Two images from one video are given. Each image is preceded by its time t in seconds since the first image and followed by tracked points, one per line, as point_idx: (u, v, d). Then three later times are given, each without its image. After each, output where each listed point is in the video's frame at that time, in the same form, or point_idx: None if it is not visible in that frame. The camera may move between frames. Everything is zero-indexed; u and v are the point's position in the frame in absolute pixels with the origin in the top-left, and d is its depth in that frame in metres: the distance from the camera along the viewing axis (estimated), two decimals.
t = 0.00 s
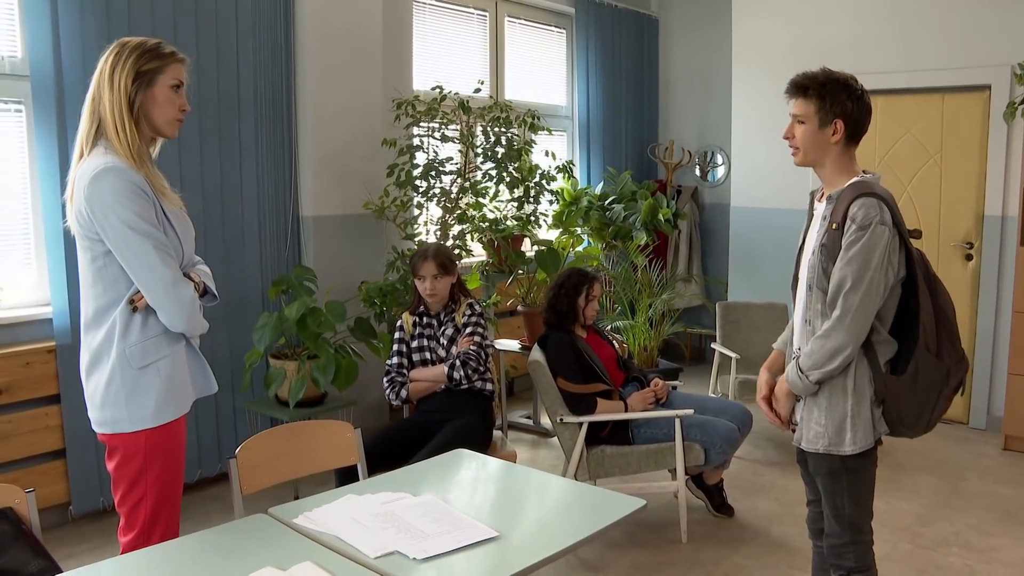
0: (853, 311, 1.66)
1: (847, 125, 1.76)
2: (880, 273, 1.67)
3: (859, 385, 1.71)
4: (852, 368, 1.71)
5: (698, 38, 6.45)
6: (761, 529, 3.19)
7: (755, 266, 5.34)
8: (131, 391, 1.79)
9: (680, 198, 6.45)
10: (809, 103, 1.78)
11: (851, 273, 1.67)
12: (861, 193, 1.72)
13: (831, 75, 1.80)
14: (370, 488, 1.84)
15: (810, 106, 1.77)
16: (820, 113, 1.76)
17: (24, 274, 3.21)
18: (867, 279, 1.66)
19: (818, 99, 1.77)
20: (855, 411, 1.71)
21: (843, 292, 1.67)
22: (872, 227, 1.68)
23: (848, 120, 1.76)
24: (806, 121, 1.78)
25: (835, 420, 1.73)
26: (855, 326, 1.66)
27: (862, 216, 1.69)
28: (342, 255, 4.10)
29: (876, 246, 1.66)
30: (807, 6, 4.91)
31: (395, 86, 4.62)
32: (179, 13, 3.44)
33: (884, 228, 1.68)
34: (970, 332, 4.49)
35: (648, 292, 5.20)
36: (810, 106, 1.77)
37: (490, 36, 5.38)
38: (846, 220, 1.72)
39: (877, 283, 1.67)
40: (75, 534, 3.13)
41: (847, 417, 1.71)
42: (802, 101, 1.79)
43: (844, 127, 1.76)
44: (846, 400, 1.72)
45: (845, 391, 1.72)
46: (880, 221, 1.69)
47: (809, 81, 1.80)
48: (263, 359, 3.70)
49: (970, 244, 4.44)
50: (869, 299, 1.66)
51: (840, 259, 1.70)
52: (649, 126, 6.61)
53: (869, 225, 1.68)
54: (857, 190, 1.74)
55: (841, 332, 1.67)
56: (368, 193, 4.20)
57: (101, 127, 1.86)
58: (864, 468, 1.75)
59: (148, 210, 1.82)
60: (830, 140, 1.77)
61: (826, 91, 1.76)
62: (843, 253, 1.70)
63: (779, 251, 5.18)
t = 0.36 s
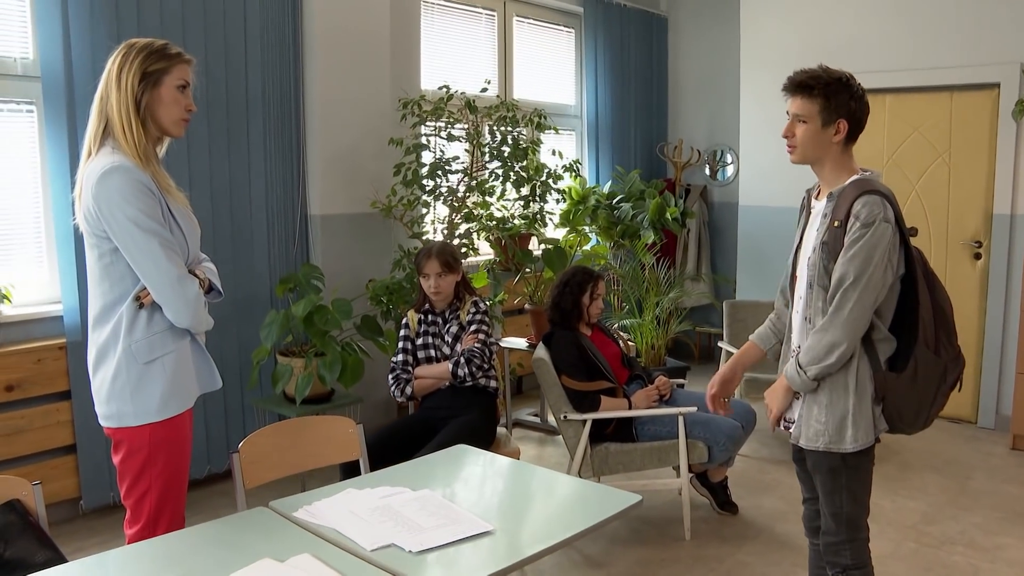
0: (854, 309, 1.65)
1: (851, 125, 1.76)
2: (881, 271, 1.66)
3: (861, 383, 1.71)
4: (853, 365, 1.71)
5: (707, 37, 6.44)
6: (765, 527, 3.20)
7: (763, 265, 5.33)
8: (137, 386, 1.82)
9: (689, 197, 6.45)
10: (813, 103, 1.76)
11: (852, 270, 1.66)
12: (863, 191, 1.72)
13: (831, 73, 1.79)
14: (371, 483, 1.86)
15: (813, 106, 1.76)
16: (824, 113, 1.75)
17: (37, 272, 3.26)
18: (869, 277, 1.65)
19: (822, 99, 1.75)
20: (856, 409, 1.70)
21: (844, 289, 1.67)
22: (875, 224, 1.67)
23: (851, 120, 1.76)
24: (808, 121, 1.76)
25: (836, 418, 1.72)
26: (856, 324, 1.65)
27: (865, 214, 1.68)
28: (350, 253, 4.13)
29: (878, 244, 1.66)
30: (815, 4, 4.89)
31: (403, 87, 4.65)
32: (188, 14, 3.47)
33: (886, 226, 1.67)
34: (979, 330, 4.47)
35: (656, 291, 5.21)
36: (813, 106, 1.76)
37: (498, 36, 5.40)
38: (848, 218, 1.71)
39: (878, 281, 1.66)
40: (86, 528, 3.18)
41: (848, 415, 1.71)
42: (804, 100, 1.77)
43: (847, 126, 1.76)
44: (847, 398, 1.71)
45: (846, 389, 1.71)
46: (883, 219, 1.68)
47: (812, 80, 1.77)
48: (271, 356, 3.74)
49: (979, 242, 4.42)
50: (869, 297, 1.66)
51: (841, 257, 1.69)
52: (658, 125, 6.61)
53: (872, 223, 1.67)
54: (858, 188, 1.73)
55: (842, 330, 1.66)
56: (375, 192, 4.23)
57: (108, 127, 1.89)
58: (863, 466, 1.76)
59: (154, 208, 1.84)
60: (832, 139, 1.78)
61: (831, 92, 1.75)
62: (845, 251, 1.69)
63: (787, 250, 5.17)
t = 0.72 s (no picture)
0: (851, 306, 1.66)
1: (852, 122, 1.77)
2: (879, 269, 1.66)
3: (856, 380, 1.71)
4: (850, 362, 1.71)
5: (715, 34, 6.43)
6: (768, 523, 3.20)
7: (770, 262, 5.32)
8: (141, 380, 1.85)
9: (697, 194, 6.44)
10: (815, 99, 1.76)
11: (851, 268, 1.66)
12: (862, 188, 1.72)
13: (830, 68, 1.79)
14: (370, 476, 1.88)
15: (815, 102, 1.76)
16: (825, 110, 1.76)
17: (46, 269, 3.30)
18: (867, 274, 1.66)
19: (825, 95, 1.75)
20: (851, 406, 1.71)
21: (842, 286, 1.67)
22: (875, 223, 1.67)
23: (852, 116, 1.77)
24: (808, 117, 1.76)
25: (831, 414, 1.73)
26: (852, 321, 1.66)
27: (864, 212, 1.68)
28: (357, 250, 4.15)
29: (879, 242, 1.66)
30: None
31: (410, 85, 4.67)
32: (195, 13, 3.50)
33: (886, 224, 1.68)
34: (987, 327, 4.45)
35: (662, 288, 5.26)
36: (815, 102, 1.76)
37: (505, 33, 5.41)
38: (848, 215, 1.71)
39: (875, 278, 1.66)
40: (95, 521, 3.22)
41: (843, 412, 1.71)
42: (805, 96, 1.77)
43: (847, 123, 1.77)
44: (842, 395, 1.72)
45: (842, 386, 1.72)
46: (882, 217, 1.68)
47: (815, 76, 1.77)
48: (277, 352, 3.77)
49: (986, 239, 4.41)
50: (867, 294, 1.66)
51: (841, 254, 1.69)
52: (666, 122, 6.60)
53: (871, 222, 1.67)
54: (857, 185, 1.73)
55: (838, 326, 1.67)
56: (381, 189, 4.25)
57: (115, 125, 1.91)
58: (857, 461, 1.76)
59: (158, 205, 1.87)
60: (833, 136, 1.78)
61: (834, 88, 1.75)
62: (845, 249, 1.69)
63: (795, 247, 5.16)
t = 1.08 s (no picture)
0: (849, 305, 1.66)
1: (847, 117, 1.77)
2: (879, 268, 1.66)
3: (855, 379, 1.71)
4: (850, 361, 1.71)
5: (724, 33, 6.42)
6: (773, 522, 3.20)
7: (778, 262, 5.31)
8: (145, 375, 1.87)
9: (705, 194, 6.43)
10: (808, 97, 1.76)
11: (850, 266, 1.66)
12: (861, 187, 1.72)
13: (825, 66, 1.79)
14: (372, 472, 1.90)
15: (808, 100, 1.76)
16: (820, 107, 1.76)
17: (56, 266, 3.34)
18: (866, 273, 1.66)
19: (817, 93, 1.76)
20: (851, 404, 1.71)
21: (841, 284, 1.67)
22: (874, 222, 1.67)
23: (847, 112, 1.77)
24: (803, 115, 1.77)
25: (830, 413, 1.73)
26: (851, 320, 1.66)
27: (864, 211, 1.68)
28: (364, 249, 4.18)
29: (877, 242, 1.66)
30: None
31: (418, 84, 4.68)
32: (204, 14, 3.52)
33: (885, 223, 1.68)
34: (996, 328, 4.43)
35: (669, 287, 5.14)
36: (808, 100, 1.77)
37: (514, 32, 5.42)
38: (847, 215, 1.71)
39: (874, 278, 1.66)
40: (103, 516, 3.25)
41: (842, 411, 1.72)
42: (799, 94, 1.78)
43: (843, 120, 1.77)
44: (841, 394, 1.72)
45: (841, 385, 1.72)
46: (881, 216, 1.68)
47: (806, 74, 1.78)
48: (284, 349, 3.79)
49: (995, 238, 4.39)
50: (866, 293, 1.66)
51: (840, 254, 1.69)
52: (674, 121, 6.59)
53: (870, 221, 1.67)
54: (855, 184, 1.73)
55: (837, 325, 1.67)
56: (388, 188, 4.26)
57: (124, 123, 1.93)
58: (857, 460, 1.76)
59: (163, 202, 1.89)
60: (829, 133, 1.78)
61: (826, 85, 1.76)
62: (843, 248, 1.69)
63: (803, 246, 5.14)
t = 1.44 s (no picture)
0: (847, 303, 1.66)
1: (845, 115, 1.76)
2: (879, 266, 1.66)
3: (855, 377, 1.71)
4: (850, 359, 1.71)
5: (732, 32, 6.39)
6: (779, 522, 3.19)
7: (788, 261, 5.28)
8: (145, 370, 1.89)
9: (714, 193, 6.41)
10: (804, 95, 1.76)
11: (848, 264, 1.66)
12: (860, 185, 1.71)
13: (822, 65, 1.79)
14: (375, 470, 1.91)
15: (805, 99, 1.76)
16: (817, 105, 1.76)
17: (66, 265, 3.37)
18: (864, 272, 1.65)
19: (814, 91, 1.76)
20: (851, 402, 1.70)
21: (840, 282, 1.67)
22: (872, 220, 1.67)
23: (845, 110, 1.76)
24: (802, 115, 1.77)
25: (829, 411, 1.73)
26: (850, 318, 1.66)
27: (862, 209, 1.68)
28: (372, 249, 4.19)
29: (875, 240, 1.66)
30: None
31: (425, 84, 4.69)
32: (213, 14, 3.54)
33: (883, 221, 1.67)
34: (1007, 327, 4.40)
35: (678, 286, 5.19)
36: (805, 99, 1.77)
37: (522, 32, 5.42)
38: (845, 213, 1.71)
39: (873, 276, 1.66)
40: (112, 513, 3.28)
41: (842, 409, 1.71)
42: (796, 93, 1.78)
43: (841, 117, 1.76)
44: (841, 391, 1.72)
45: (841, 382, 1.72)
46: (879, 214, 1.68)
47: (802, 73, 1.78)
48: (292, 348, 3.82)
49: (1005, 237, 4.37)
50: (865, 291, 1.66)
51: (839, 252, 1.69)
52: (683, 120, 6.57)
53: (868, 219, 1.67)
54: (855, 182, 1.73)
55: (836, 323, 1.67)
56: (396, 187, 4.28)
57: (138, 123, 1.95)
58: (858, 459, 1.76)
59: (169, 200, 1.90)
60: (827, 131, 1.78)
61: (821, 83, 1.75)
62: (842, 246, 1.69)
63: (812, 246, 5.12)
